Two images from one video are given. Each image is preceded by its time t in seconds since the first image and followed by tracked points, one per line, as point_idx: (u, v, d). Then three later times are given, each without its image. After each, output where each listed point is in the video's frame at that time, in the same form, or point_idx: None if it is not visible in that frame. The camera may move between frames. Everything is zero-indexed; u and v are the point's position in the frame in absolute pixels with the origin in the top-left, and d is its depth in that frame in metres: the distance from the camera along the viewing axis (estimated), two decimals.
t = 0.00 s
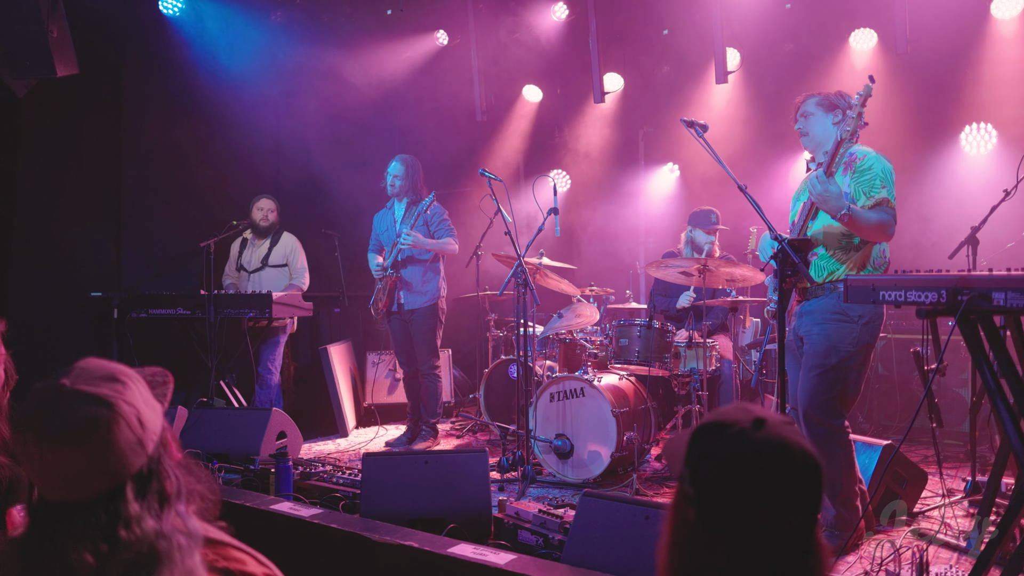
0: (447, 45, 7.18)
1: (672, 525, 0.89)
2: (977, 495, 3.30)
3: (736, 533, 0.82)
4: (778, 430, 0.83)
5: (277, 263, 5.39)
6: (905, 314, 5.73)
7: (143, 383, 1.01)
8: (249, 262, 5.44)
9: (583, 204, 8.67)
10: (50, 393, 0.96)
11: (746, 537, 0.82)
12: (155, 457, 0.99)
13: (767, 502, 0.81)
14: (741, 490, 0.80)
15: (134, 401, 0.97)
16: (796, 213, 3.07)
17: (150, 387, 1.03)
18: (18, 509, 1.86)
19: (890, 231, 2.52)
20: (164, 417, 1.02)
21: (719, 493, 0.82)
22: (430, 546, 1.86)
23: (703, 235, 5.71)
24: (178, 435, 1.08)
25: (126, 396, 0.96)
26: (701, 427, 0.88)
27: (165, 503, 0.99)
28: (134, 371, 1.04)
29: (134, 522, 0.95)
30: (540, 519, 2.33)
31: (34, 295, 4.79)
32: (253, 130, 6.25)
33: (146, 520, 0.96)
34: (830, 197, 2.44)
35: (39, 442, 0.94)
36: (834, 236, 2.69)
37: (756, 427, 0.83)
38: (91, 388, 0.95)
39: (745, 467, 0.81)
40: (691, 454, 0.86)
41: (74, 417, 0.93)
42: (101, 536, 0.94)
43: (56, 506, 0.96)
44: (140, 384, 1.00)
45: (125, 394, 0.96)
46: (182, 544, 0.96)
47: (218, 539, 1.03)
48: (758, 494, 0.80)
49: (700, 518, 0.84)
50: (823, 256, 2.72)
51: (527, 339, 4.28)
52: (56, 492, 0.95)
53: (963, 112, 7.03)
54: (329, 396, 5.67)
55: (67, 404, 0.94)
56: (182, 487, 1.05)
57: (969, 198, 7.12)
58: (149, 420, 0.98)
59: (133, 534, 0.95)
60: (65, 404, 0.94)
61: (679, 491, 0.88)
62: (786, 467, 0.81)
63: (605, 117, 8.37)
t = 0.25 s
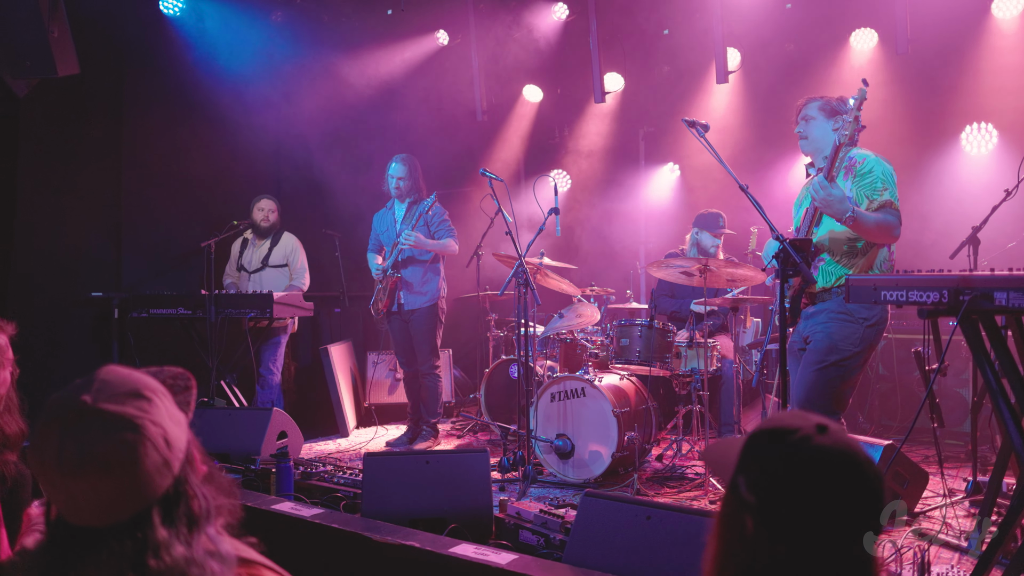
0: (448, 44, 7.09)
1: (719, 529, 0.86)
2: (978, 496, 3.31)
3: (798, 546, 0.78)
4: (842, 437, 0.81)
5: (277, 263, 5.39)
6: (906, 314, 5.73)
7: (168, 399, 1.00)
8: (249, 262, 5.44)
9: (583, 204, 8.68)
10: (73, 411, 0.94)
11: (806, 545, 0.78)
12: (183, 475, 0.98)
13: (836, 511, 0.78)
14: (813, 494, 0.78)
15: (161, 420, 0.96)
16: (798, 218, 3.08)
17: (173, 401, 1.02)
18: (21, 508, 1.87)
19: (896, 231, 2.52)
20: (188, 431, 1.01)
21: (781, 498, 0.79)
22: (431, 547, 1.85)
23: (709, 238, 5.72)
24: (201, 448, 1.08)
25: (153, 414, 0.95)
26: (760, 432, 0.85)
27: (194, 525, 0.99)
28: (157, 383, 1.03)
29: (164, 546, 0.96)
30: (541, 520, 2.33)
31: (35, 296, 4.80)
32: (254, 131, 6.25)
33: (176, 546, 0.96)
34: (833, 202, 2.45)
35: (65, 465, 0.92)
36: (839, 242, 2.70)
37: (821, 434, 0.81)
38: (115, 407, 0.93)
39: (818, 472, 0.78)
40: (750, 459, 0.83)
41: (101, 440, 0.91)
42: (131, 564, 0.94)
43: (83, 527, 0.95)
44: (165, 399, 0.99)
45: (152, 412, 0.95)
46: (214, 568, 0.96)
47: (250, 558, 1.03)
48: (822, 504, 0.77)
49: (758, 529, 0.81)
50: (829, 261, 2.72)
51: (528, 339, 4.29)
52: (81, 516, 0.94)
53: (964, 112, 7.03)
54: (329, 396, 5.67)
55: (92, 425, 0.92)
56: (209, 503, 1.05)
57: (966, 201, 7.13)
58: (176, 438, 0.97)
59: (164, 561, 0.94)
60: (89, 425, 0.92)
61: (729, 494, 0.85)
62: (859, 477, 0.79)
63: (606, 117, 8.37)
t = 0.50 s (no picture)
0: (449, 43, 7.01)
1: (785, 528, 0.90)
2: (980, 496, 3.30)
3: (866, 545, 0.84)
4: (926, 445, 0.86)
5: (277, 263, 5.38)
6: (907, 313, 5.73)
7: (194, 411, 1.03)
8: (249, 261, 5.44)
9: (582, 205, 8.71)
10: (98, 418, 0.96)
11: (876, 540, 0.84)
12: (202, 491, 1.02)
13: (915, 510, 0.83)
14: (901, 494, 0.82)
15: (185, 436, 0.99)
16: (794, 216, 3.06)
17: (199, 411, 1.05)
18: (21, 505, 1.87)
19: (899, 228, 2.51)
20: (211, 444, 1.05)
21: (858, 490, 0.84)
22: (432, 548, 1.84)
23: (713, 239, 5.71)
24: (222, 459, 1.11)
25: (178, 429, 0.98)
26: (837, 434, 0.88)
27: (207, 544, 1.03)
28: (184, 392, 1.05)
29: (177, 562, 0.99)
30: (542, 520, 2.32)
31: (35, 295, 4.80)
32: (254, 131, 6.25)
33: (188, 565, 1.00)
34: (840, 201, 2.41)
35: (84, 473, 0.95)
36: (839, 241, 2.68)
37: (905, 441, 0.85)
38: (137, 421, 0.96)
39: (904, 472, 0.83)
40: (826, 462, 0.87)
41: (124, 451, 0.94)
42: None
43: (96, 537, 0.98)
44: (192, 412, 1.02)
45: (176, 427, 0.98)
46: None
47: None
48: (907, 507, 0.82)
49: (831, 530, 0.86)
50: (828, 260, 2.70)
51: (529, 340, 4.28)
52: (96, 525, 0.97)
53: (964, 112, 7.03)
54: (329, 396, 5.67)
55: (115, 435, 0.95)
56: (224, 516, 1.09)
57: (965, 203, 7.13)
58: (198, 454, 1.00)
59: None
60: (111, 436, 0.95)
61: (800, 495, 0.90)
62: (945, 478, 0.84)
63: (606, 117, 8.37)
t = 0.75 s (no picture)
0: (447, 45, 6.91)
1: (853, 535, 0.87)
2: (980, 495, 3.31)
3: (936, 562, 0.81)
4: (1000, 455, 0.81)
5: (276, 263, 5.38)
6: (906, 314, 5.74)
7: (197, 419, 1.02)
8: (248, 262, 5.44)
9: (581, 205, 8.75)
10: (100, 417, 0.97)
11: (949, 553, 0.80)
12: (191, 500, 1.00)
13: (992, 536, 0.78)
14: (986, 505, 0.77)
15: (180, 445, 0.98)
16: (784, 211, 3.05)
17: (203, 420, 1.04)
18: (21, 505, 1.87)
19: (897, 228, 2.53)
20: (210, 453, 1.03)
21: (920, 492, 0.80)
22: (433, 548, 1.84)
23: (711, 241, 5.70)
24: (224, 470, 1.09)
25: (175, 437, 0.98)
26: (901, 440, 0.85)
27: (189, 556, 1.00)
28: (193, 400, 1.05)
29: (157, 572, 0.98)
30: (542, 520, 2.33)
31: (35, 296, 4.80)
32: (254, 131, 6.25)
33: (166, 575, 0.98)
34: (832, 210, 2.44)
35: (78, 471, 0.96)
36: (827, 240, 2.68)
37: (974, 449, 0.81)
38: (136, 424, 0.96)
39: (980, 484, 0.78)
40: (896, 466, 0.83)
41: (118, 452, 0.95)
42: None
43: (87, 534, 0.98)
44: (194, 421, 1.01)
45: (173, 436, 0.98)
46: None
47: None
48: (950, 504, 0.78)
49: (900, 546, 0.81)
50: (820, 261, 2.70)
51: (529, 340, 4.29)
52: (89, 525, 0.97)
53: (963, 112, 7.04)
54: (329, 396, 5.67)
55: (112, 436, 0.95)
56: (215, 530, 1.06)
57: (965, 202, 7.14)
58: (192, 464, 0.99)
59: None
60: (110, 435, 0.96)
61: (864, 497, 0.86)
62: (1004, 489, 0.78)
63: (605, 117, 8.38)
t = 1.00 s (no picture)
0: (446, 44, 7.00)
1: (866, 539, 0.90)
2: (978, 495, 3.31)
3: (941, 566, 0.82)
4: None
5: (275, 263, 5.38)
6: (905, 314, 5.75)
7: (148, 409, 1.00)
8: (247, 262, 5.43)
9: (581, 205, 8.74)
10: (49, 410, 0.97)
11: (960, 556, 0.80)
12: (145, 486, 0.99)
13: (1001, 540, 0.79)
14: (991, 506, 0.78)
15: (128, 435, 0.97)
16: (777, 214, 3.04)
17: (157, 411, 1.02)
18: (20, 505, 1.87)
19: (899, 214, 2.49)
20: (164, 442, 1.01)
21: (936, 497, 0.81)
22: (430, 548, 1.84)
23: (708, 243, 5.71)
24: (185, 459, 1.07)
25: (122, 428, 0.97)
26: (934, 448, 0.85)
27: (144, 541, 0.99)
28: (145, 390, 1.03)
29: (112, 558, 0.97)
30: (541, 520, 2.33)
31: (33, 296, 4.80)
32: (253, 131, 6.25)
33: (121, 559, 0.97)
34: (857, 171, 2.31)
35: (31, 462, 0.96)
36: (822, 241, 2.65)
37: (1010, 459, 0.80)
38: (83, 417, 0.96)
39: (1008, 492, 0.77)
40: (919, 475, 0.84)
41: (66, 444, 0.95)
42: (72, 566, 0.96)
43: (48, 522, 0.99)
44: (144, 411, 1.00)
45: (120, 427, 0.97)
46: None
47: None
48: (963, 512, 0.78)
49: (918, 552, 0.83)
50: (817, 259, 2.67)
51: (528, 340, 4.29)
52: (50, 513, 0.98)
53: (962, 112, 7.05)
54: (328, 396, 5.67)
55: (58, 428, 0.95)
56: (173, 517, 1.05)
57: (963, 203, 7.14)
58: (143, 452, 0.98)
59: (102, 569, 0.96)
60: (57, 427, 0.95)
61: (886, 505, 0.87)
62: None
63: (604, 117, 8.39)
